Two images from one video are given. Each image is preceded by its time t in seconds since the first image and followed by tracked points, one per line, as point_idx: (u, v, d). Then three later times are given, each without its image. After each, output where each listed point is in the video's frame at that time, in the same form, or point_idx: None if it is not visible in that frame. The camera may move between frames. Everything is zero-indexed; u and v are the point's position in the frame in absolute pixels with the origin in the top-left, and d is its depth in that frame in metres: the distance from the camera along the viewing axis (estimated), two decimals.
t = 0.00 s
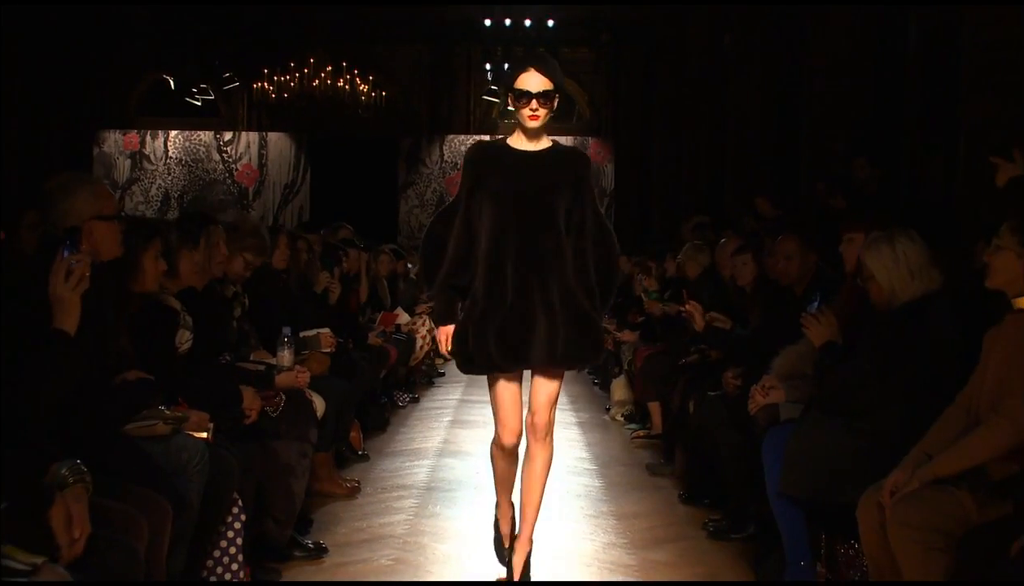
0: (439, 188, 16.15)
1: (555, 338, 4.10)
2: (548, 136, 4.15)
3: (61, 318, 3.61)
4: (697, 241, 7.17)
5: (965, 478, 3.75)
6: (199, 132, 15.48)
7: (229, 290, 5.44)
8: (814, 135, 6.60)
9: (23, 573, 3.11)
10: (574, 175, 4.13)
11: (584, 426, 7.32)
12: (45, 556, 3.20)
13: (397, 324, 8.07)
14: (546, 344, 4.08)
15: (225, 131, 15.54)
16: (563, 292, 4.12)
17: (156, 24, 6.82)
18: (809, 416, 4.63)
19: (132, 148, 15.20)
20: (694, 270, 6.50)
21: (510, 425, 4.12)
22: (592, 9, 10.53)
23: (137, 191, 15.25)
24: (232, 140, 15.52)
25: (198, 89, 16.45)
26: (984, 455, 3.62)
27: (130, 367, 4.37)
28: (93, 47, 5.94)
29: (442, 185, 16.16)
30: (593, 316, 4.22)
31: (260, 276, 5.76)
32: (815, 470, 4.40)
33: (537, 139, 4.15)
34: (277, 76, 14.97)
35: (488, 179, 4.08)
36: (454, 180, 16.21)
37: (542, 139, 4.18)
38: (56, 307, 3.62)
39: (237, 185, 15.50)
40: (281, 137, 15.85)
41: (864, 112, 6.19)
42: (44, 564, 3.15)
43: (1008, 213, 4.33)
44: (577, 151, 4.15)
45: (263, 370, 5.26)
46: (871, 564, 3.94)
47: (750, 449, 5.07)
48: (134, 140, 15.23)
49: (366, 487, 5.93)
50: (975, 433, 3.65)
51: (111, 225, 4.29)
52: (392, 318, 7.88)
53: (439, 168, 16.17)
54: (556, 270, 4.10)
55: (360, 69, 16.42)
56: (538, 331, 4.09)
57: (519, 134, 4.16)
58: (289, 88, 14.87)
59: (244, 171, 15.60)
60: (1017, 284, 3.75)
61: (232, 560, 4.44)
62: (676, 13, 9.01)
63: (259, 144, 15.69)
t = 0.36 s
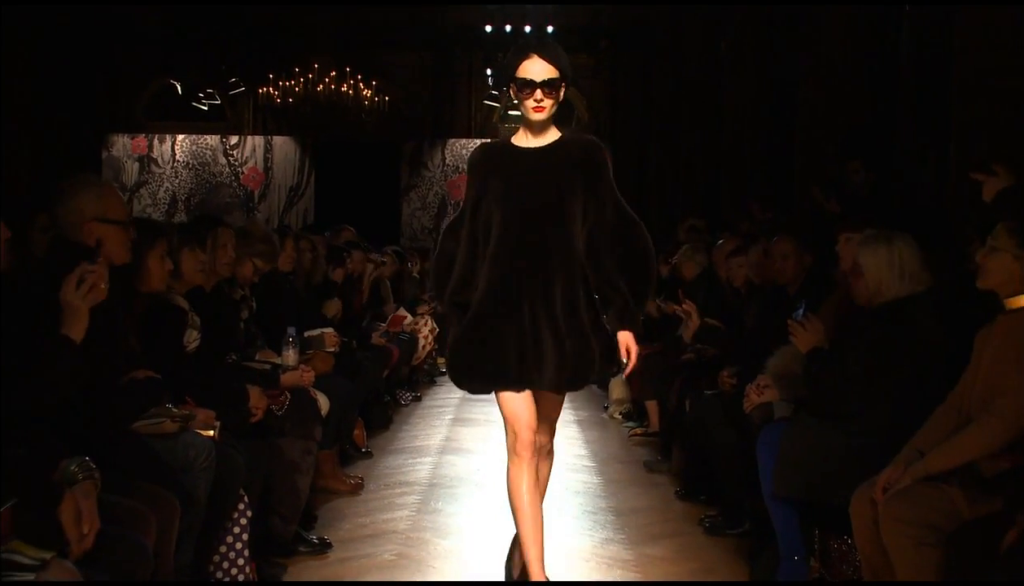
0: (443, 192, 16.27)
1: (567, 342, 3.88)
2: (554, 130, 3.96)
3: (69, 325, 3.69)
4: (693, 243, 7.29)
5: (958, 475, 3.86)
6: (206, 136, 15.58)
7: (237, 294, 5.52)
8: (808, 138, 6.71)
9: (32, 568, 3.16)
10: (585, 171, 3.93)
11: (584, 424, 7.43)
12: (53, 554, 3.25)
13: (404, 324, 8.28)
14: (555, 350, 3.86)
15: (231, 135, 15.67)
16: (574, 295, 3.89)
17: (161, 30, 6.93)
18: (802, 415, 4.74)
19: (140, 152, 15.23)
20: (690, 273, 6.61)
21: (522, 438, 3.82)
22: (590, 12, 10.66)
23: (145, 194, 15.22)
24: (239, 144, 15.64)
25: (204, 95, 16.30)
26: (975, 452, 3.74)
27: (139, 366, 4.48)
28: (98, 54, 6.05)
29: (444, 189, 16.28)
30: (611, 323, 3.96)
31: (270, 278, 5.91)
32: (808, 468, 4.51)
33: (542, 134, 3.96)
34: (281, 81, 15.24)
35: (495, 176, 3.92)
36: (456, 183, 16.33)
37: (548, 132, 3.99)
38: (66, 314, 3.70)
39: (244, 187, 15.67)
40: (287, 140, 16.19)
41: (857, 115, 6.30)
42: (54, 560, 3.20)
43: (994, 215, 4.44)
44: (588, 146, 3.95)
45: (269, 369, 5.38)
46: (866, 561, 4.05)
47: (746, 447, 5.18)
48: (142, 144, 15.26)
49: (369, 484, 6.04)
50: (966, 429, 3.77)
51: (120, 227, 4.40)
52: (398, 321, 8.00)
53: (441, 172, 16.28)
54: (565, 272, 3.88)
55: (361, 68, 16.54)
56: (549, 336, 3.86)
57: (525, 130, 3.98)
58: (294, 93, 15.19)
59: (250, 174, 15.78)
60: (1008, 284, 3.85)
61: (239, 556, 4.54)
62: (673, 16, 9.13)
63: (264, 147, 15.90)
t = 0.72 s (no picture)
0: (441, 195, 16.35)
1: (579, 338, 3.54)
2: (563, 99, 3.61)
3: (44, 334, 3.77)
4: (692, 242, 7.33)
5: (955, 475, 3.89)
6: (208, 137, 15.74)
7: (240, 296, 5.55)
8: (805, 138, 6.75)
9: (33, 564, 3.18)
10: (596, 149, 3.61)
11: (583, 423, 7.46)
12: (56, 551, 3.27)
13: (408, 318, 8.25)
14: (565, 346, 3.52)
15: (233, 136, 15.82)
16: (586, 284, 3.55)
17: (164, 32, 6.96)
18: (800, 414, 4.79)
19: (143, 153, 15.30)
20: (688, 272, 6.65)
21: (555, 451, 3.52)
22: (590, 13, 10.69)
23: (148, 196, 15.30)
24: (240, 145, 15.83)
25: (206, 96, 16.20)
26: (974, 450, 3.77)
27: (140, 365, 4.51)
28: (101, 55, 6.09)
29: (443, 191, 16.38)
30: (625, 318, 3.63)
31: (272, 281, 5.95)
32: (805, 466, 4.56)
33: (551, 103, 3.61)
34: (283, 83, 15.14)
35: (497, 151, 3.57)
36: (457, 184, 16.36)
37: (557, 101, 3.63)
38: (43, 324, 3.78)
39: (245, 188, 15.80)
40: (288, 142, 16.22)
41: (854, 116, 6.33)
42: (54, 557, 3.21)
43: (987, 213, 4.48)
44: (600, 122, 3.63)
45: (270, 369, 5.40)
46: (863, 563, 4.07)
47: (743, 446, 5.23)
48: (145, 145, 15.34)
49: (371, 483, 6.08)
50: (965, 427, 3.80)
51: (123, 228, 4.43)
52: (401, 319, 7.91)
53: (442, 172, 16.36)
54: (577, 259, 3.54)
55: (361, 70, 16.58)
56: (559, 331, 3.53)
57: (531, 97, 3.62)
58: (296, 95, 15.02)
59: (251, 175, 15.89)
60: (1002, 285, 3.88)
61: (240, 555, 4.58)
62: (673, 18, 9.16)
63: (266, 150, 16.04)
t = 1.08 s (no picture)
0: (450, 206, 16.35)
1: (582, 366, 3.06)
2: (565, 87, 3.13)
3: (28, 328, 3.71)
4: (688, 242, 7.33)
5: (955, 474, 3.86)
6: (208, 137, 15.87)
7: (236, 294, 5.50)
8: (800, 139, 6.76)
9: (34, 564, 3.18)
10: (601, 148, 3.12)
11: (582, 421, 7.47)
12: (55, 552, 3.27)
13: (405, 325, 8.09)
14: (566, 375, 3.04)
15: (233, 137, 16.05)
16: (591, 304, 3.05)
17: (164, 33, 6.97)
18: (801, 414, 4.78)
19: (143, 153, 15.28)
20: (685, 273, 6.65)
21: (549, 492, 3.08)
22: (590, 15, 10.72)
23: (148, 195, 15.20)
24: (240, 146, 16.04)
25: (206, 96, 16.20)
26: (975, 451, 3.76)
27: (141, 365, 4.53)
28: (102, 57, 6.10)
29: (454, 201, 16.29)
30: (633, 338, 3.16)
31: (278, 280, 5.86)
32: (804, 466, 4.57)
33: (550, 91, 3.12)
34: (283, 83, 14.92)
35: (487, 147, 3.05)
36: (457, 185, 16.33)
37: (557, 90, 3.15)
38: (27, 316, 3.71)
39: (246, 188, 15.92)
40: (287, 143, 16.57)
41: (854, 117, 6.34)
42: (54, 556, 3.21)
43: (986, 212, 4.49)
44: (605, 117, 3.15)
45: (270, 369, 5.39)
46: (863, 564, 4.06)
47: (741, 446, 5.22)
48: (145, 146, 15.32)
49: (371, 483, 6.07)
50: (966, 429, 3.80)
51: (123, 229, 4.44)
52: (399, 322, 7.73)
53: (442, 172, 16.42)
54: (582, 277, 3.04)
55: (361, 70, 16.61)
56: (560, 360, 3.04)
57: (527, 84, 3.13)
58: (296, 94, 14.83)
59: (251, 175, 16.03)
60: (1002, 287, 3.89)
61: (240, 555, 4.58)
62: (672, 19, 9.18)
63: (267, 149, 16.23)
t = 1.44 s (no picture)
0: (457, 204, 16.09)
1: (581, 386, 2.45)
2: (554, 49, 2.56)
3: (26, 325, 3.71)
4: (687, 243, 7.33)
5: (955, 474, 3.85)
6: (208, 137, 16.12)
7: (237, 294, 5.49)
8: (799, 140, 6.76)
9: (34, 565, 3.18)
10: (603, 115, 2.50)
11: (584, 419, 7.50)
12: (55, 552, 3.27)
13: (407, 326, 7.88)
14: (560, 398, 2.45)
15: (233, 137, 16.33)
16: (592, 310, 2.45)
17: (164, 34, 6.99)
18: (802, 415, 4.78)
19: (143, 153, 15.40)
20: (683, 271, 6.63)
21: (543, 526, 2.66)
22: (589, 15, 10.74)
23: (147, 195, 15.44)
24: (239, 146, 16.39)
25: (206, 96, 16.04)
26: (974, 451, 3.76)
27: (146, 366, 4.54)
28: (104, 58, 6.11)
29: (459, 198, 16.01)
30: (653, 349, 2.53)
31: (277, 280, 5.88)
32: (805, 465, 4.59)
33: (536, 55, 2.56)
34: (283, 83, 15.06)
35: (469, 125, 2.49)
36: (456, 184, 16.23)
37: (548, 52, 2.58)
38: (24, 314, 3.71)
39: (245, 187, 16.26)
40: (287, 143, 16.86)
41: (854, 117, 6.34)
42: (55, 557, 3.22)
43: (987, 214, 4.50)
44: (609, 76, 2.54)
45: (270, 369, 5.40)
46: (863, 564, 4.05)
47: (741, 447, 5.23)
48: (145, 146, 15.44)
49: (371, 483, 6.07)
50: (964, 429, 3.80)
51: (124, 230, 4.44)
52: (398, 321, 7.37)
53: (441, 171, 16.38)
54: (585, 277, 2.44)
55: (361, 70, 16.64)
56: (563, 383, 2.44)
57: (509, 52, 2.58)
58: (295, 94, 14.90)
59: (251, 175, 16.36)
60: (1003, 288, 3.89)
61: (240, 555, 4.59)
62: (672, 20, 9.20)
63: (266, 149, 16.54)
